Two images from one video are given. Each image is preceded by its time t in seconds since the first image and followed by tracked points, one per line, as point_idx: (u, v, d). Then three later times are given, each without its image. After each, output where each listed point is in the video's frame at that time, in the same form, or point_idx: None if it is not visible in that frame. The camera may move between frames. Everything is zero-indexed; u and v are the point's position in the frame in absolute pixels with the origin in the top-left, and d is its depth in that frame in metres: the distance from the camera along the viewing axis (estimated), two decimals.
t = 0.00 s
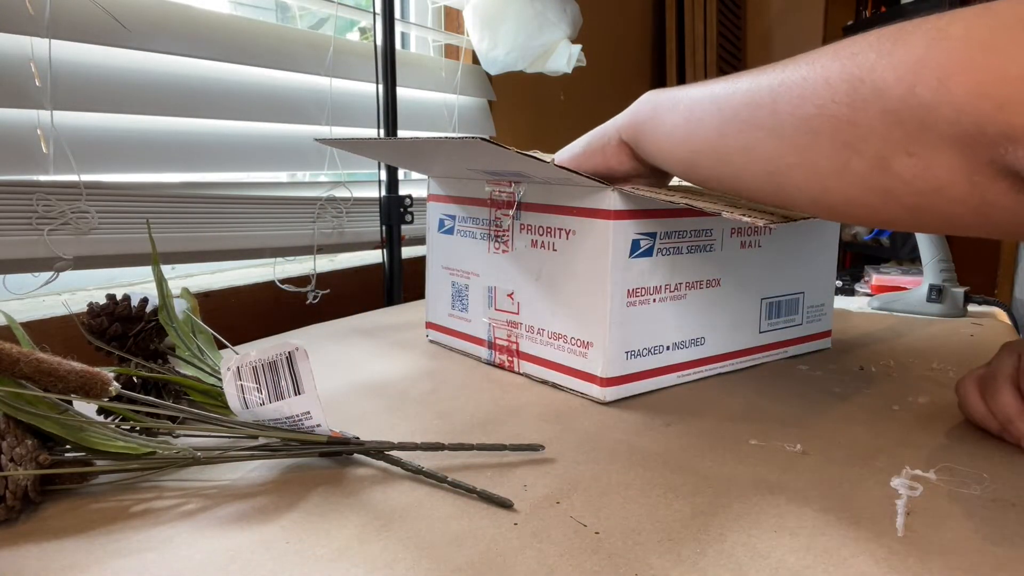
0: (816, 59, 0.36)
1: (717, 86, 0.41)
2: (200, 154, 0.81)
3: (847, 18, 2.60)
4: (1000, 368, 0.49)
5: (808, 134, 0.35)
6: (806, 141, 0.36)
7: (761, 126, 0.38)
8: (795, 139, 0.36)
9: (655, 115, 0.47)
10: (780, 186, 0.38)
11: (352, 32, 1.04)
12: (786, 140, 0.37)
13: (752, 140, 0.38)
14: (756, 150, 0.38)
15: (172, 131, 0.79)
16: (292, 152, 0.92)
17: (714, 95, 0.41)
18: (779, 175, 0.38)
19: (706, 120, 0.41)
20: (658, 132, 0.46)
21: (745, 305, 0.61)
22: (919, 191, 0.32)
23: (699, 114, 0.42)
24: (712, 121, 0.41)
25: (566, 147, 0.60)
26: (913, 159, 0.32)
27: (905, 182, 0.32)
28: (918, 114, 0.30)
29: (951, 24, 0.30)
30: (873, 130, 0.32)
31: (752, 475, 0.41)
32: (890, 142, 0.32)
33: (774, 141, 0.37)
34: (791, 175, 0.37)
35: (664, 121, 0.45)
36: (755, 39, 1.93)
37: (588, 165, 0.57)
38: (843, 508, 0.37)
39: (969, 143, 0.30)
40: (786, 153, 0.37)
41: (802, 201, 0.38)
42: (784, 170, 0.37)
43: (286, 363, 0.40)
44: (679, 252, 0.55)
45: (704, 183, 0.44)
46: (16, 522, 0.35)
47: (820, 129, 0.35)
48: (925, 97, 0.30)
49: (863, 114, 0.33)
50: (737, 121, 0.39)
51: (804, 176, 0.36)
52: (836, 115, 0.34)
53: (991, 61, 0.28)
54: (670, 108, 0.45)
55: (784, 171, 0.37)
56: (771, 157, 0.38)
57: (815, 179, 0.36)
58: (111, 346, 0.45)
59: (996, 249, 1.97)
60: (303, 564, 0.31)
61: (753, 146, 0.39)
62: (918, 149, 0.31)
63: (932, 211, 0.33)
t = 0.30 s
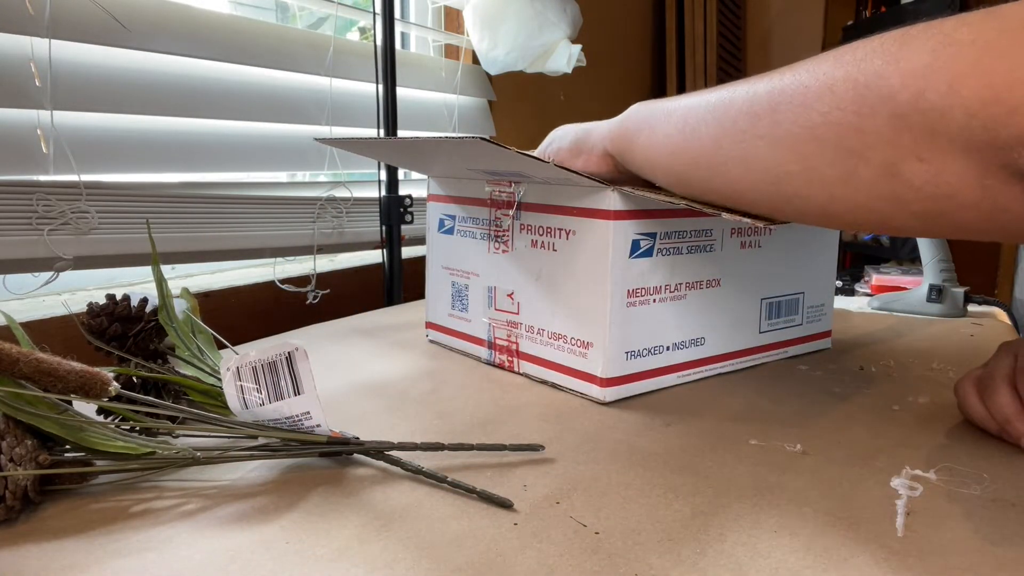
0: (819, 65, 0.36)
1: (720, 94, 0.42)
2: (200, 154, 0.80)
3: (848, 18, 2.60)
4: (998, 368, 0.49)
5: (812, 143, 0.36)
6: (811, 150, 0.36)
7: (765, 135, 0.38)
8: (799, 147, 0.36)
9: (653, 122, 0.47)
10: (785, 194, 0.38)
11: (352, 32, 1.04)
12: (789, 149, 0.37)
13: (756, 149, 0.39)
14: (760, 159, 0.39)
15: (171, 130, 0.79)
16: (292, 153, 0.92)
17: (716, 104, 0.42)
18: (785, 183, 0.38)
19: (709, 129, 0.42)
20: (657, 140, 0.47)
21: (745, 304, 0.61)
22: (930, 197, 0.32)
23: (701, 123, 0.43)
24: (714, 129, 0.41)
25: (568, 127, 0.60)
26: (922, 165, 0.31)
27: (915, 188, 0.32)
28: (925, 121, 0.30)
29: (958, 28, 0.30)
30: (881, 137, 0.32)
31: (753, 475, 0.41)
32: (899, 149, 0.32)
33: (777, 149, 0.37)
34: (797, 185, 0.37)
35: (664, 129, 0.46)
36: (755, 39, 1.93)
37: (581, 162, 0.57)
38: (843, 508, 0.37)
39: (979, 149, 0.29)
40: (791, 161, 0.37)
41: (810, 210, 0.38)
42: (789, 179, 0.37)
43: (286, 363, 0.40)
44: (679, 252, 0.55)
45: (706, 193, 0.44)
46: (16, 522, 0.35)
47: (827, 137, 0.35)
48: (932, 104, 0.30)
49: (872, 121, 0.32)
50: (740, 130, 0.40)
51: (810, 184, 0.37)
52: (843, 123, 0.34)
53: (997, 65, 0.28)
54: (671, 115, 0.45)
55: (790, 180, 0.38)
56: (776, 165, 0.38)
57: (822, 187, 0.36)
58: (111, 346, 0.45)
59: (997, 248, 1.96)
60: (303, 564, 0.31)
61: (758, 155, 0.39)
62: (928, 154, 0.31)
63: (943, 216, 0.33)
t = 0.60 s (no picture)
0: (822, 46, 0.35)
1: (717, 76, 0.41)
2: (200, 154, 0.81)
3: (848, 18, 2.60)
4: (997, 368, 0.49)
5: (813, 126, 0.35)
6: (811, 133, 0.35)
7: (763, 117, 0.37)
8: (799, 130, 0.36)
9: (649, 107, 0.46)
10: (781, 179, 0.38)
11: (352, 32, 1.04)
12: (788, 132, 0.36)
13: (754, 132, 0.38)
14: (756, 141, 0.38)
15: (172, 131, 0.79)
16: (292, 153, 0.92)
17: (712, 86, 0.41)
18: (782, 168, 0.37)
19: (704, 111, 0.41)
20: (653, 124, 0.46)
21: (745, 305, 0.61)
22: (930, 183, 0.32)
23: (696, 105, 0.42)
24: (710, 112, 0.41)
25: (581, 95, 0.61)
26: (923, 150, 0.31)
27: (915, 173, 0.32)
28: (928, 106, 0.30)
29: (962, 12, 0.29)
30: (884, 122, 0.32)
31: (753, 475, 0.41)
32: (903, 135, 0.32)
33: (775, 132, 0.37)
34: (794, 170, 0.37)
35: (659, 113, 0.45)
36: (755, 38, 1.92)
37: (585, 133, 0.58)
38: (842, 508, 0.37)
39: (983, 135, 0.29)
40: (789, 145, 0.36)
41: (806, 194, 0.37)
42: (786, 163, 0.37)
43: (286, 364, 0.40)
44: (679, 252, 0.55)
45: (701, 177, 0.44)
46: (16, 522, 0.35)
47: (828, 120, 0.34)
48: (936, 88, 0.30)
49: (875, 105, 0.32)
50: (737, 111, 0.39)
51: (807, 168, 0.36)
52: (845, 105, 0.33)
53: (1003, 50, 0.28)
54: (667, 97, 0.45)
55: (786, 165, 0.37)
56: (772, 149, 0.37)
57: (819, 171, 0.36)
58: (111, 347, 0.45)
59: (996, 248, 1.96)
60: (303, 564, 0.31)
61: (753, 138, 0.38)
62: (929, 140, 0.31)
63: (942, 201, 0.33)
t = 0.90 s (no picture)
0: None
1: (714, 25, 0.37)
2: (200, 155, 0.81)
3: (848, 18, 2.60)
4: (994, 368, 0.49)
5: (817, 80, 0.32)
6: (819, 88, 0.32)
7: (766, 69, 0.34)
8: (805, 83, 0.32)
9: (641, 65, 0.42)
10: (779, 139, 0.34)
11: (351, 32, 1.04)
12: (793, 85, 0.33)
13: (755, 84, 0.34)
14: (754, 97, 0.34)
15: (172, 131, 0.79)
16: (291, 153, 0.92)
17: (709, 34, 0.37)
18: (780, 127, 0.34)
19: (699, 64, 0.37)
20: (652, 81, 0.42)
21: (745, 305, 0.61)
22: (936, 150, 0.30)
23: (692, 56, 0.38)
24: (706, 64, 0.37)
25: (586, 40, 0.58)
26: (932, 112, 0.29)
27: (922, 139, 0.30)
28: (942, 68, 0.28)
29: None
30: (894, 81, 0.29)
31: (753, 475, 0.41)
32: (915, 96, 0.29)
33: (774, 86, 0.33)
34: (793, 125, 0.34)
35: (652, 66, 0.41)
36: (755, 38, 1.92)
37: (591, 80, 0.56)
38: (841, 508, 0.37)
39: (998, 99, 0.28)
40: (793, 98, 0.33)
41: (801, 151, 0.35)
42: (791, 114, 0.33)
43: (285, 364, 0.40)
44: (679, 252, 0.55)
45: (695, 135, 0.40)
46: (16, 522, 0.35)
47: (836, 78, 0.31)
48: (955, 47, 0.27)
49: (887, 64, 0.29)
50: (736, 63, 0.35)
51: (807, 128, 0.33)
52: (856, 63, 0.30)
53: None
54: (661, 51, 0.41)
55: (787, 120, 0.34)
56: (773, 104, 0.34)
57: (819, 132, 0.32)
58: (111, 346, 0.45)
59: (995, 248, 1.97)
60: (303, 564, 0.31)
61: (754, 89, 0.34)
62: (941, 104, 0.29)
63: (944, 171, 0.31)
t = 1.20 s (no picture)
0: None
1: None
2: (201, 155, 0.81)
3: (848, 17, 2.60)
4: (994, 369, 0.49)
5: (871, 84, 0.25)
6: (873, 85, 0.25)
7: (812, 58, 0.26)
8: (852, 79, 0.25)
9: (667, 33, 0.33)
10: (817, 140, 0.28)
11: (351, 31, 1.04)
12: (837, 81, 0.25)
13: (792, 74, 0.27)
14: (795, 87, 0.27)
15: (172, 131, 0.79)
16: (291, 153, 0.92)
17: None
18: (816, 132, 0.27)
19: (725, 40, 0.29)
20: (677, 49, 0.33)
21: (745, 305, 0.61)
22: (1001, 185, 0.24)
23: (709, 24, 0.29)
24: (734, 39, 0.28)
25: None
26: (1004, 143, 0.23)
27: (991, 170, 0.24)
28: None
29: None
30: (967, 98, 0.23)
31: (753, 476, 0.41)
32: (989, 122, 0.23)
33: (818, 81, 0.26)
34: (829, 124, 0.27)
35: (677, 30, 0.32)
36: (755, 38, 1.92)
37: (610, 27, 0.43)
38: (842, 508, 0.37)
39: None
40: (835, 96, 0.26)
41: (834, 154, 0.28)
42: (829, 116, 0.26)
43: (285, 364, 0.40)
44: (679, 252, 0.55)
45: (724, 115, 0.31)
46: (15, 522, 0.35)
47: (896, 79, 0.24)
48: None
49: (960, 78, 0.23)
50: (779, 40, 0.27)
51: (852, 135, 0.26)
52: (922, 64, 0.23)
53: None
54: (678, 17, 0.31)
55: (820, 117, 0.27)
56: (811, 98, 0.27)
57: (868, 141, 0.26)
58: (111, 346, 0.45)
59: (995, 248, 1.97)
60: (303, 564, 0.31)
61: (788, 77, 0.27)
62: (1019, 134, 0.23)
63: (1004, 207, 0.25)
